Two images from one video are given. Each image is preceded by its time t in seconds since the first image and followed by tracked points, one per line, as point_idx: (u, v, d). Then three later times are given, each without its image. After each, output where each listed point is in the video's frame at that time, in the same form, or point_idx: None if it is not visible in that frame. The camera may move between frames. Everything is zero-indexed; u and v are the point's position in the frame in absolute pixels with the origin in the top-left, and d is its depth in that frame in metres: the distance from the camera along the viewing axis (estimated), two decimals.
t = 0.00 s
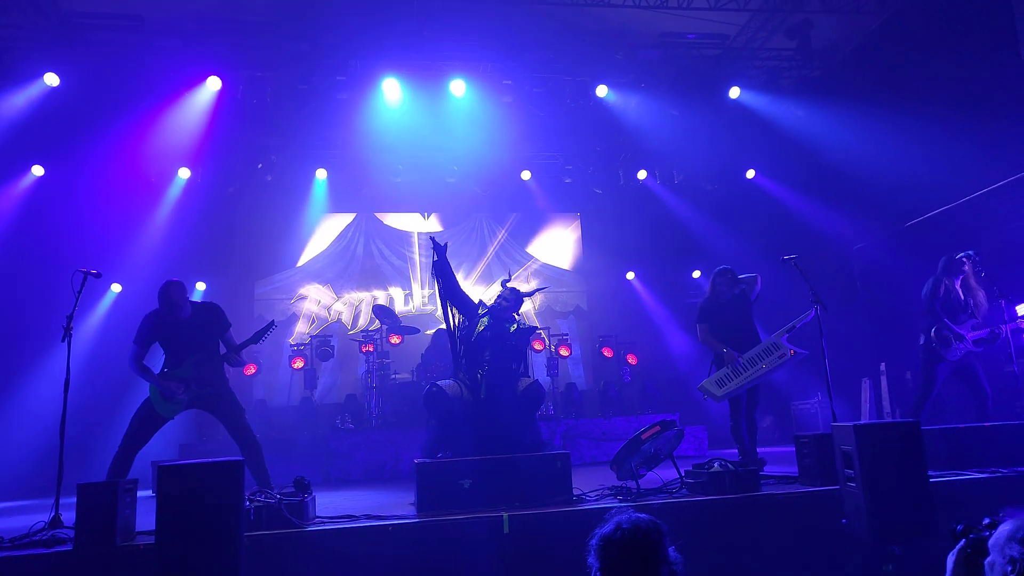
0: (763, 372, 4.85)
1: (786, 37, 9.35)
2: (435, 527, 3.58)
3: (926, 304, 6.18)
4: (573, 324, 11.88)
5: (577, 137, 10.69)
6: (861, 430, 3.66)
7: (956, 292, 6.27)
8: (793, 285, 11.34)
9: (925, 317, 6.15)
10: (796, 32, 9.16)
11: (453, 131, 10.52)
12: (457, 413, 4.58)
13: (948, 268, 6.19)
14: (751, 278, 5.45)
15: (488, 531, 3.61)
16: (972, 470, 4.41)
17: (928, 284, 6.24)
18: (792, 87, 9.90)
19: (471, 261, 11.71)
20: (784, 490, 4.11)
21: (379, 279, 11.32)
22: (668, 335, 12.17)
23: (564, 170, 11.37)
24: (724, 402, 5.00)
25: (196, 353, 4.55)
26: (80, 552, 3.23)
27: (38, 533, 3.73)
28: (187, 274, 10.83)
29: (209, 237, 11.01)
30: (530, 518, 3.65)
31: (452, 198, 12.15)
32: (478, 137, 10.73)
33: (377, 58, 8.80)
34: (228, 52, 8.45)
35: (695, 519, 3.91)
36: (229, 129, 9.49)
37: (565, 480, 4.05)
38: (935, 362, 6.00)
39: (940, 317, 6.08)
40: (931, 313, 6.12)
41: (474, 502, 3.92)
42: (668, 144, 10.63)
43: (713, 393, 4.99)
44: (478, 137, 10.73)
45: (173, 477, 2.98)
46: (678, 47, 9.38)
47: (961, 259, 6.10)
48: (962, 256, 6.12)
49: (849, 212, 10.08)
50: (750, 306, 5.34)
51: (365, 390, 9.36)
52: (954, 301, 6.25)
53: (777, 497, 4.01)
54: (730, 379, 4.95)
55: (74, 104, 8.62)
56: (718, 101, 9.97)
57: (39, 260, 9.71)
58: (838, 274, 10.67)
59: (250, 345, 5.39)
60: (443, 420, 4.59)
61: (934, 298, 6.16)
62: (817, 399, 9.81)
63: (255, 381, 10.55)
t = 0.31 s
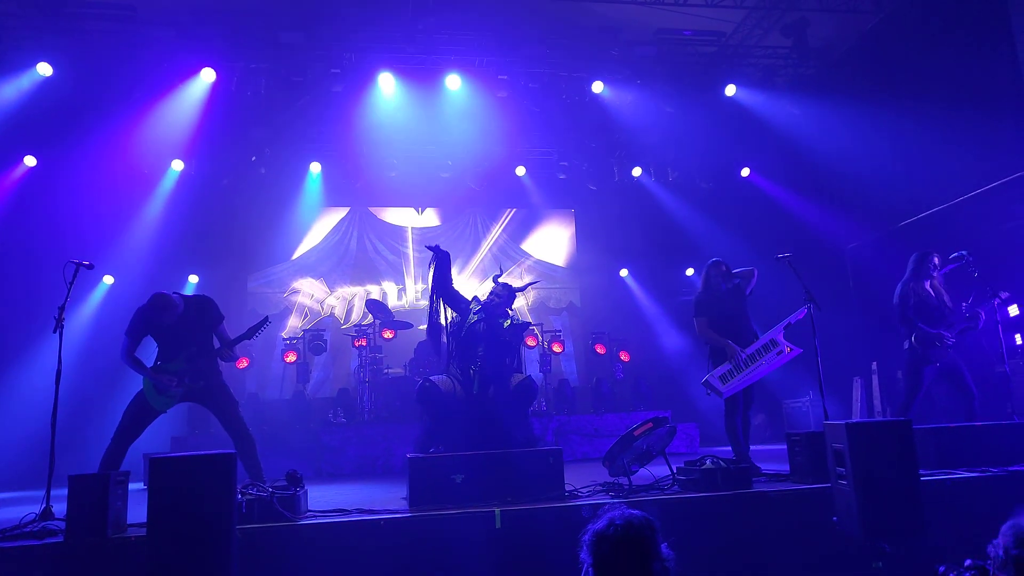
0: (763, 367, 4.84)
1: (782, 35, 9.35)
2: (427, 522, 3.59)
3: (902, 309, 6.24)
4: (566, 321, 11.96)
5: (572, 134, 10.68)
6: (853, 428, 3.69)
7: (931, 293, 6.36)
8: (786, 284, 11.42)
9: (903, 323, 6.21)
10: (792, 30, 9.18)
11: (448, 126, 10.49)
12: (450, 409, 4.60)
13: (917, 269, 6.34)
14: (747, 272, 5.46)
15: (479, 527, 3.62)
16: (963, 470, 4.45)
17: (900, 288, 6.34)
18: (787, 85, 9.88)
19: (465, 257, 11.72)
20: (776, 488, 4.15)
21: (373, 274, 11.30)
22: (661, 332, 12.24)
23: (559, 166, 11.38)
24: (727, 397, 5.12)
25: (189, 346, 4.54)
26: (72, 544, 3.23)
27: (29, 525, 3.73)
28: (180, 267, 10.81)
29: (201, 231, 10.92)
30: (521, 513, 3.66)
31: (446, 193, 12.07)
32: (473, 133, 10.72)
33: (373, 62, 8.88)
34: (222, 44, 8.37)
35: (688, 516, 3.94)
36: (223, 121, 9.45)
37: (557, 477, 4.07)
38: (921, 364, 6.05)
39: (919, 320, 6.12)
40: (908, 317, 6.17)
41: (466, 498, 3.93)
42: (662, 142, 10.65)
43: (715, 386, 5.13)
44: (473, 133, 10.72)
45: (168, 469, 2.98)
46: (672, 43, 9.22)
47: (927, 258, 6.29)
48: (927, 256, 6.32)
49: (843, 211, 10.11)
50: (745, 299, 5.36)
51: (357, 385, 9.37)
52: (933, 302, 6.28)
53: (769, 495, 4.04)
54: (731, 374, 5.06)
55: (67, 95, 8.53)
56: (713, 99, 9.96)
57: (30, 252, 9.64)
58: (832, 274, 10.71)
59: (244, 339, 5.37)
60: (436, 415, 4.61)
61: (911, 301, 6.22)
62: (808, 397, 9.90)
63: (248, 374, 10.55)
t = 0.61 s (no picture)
0: (762, 362, 4.98)
1: (772, 31, 9.36)
2: (422, 521, 3.61)
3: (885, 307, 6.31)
4: (558, 319, 11.97)
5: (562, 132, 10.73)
6: (845, 424, 3.74)
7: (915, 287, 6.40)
8: (777, 280, 11.51)
9: (887, 321, 6.28)
10: (782, 27, 9.20)
11: (439, 127, 10.52)
12: (444, 408, 4.61)
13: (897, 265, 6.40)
14: (741, 268, 5.50)
15: (474, 525, 3.65)
16: (955, 466, 4.51)
17: (883, 285, 6.41)
18: (776, 82, 9.90)
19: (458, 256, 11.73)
20: (769, 484, 4.20)
21: (366, 274, 11.29)
22: (654, 330, 12.30)
23: (550, 165, 11.47)
24: (726, 397, 5.13)
25: (183, 347, 4.54)
26: (66, 545, 3.24)
27: (24, 526, 3.74)
28: (173, 268, 10.77)
29: (194, 231, 10.94)
30: (517, 512, 3.69)
31: (438, 192, 12.08)
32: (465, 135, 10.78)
33: (365, 71, 8.97)
34: (212, 44, 8.32)
35: (682, 513, 3.98)
36: (215, 123, 9.45)
37: (551, 476, 4.10)
38: (908, 360, 6.12)
39: (903, 318, 6.20)
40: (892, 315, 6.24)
41: (461, 497, 3.96)
42: (653, 139, 10.71)
43: (715, 388, 5.13)
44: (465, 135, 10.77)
45: (165, 469, 3.00)
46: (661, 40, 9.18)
47: (906, 254, 6.37)
48: (906, 252, 6.40)
49: (834, 208, 10.17)
50: (738, 293, 5.42)
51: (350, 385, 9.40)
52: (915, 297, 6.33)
53: (762, 492, 4.08)
54: (729, 373, 5.07)
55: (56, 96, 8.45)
56: (703, 96, 10.02)
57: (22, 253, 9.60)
58: (823, 271, 10.78)
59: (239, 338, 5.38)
60: (430, 415, 4.63)
61: (895, 298, 6.28)
62: (801, 394, 10.01)
63: (240, 374, 10.52)
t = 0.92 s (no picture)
0: (781, 348, 4.97)
1: (797, 12, 9.07)
2: (435, 498, 3.63)
3: (909, 295, 6.14)
4: (573, 303, 11.85)
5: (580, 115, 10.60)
6: (862, 410, 3.70)
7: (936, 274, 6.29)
8: (795, 266, 11.38)
9: (910, 308, 6.15)
10: (808, 5, 8.89)
11: (454, 109, 10.44)
12: (457, 386, 4.61)
13: (921, 252, 6.18)
14: (768, 249, 5.34)
15: (487, 502, 3.67)
16: (975, 454, 4.46)
17: (907, 273, 6.22)
18: (801, 63, 9.55)
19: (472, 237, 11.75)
20: (783, 468, 4.16)
21: (380, 253, 11.37)
22: (669, 315, 12.26)
23: (567, 148, 11.36)
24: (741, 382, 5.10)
25: (200, 321, 4.57)
26: (88, 511, 3.30)
27: (46, 491, 3.83)
28: (190, 245, 10.85)
29: (210, 210, 10.97)
30: (529, 489, 3.71)
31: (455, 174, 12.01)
32: (482, 118, 10.68)
33: (382, 49, 8.91)
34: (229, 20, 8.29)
35: (696, 494, 3.97)
36: (230, 101, 9.46)
37: (563, 457, 4.08)
38: (930, 348, 6.01)
39: (926, 306, 6.07)
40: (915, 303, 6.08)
41: (474, 474, 3.97)
42: (672, 122, 10.60)
43: (731, 372, 5.08)
44: (481, 117, 10.68)
45: (183, 439, 3.03)
46: (683, 19, 9.08)
47: (931, 242, 6.14)
48: (931, 239, 6.18)
49: (857, 192, 9.99)
50: (762, 277, 5.34)
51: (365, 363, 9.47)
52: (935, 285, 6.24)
53: (776, 476, 4.05)
54: (747, 358, 5.04)
55: (73, 72, 8.42)
56: (725, 78, 9.77)
57: (39, 227, 9.62)
58: (842, 256, 10.61)
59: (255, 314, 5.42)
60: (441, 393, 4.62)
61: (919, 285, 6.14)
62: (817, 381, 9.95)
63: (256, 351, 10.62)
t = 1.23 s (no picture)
0: (800, 327, 4.83)
1: None
2: (440, 465, 3.65)
3: (925, 278, 6.08)
4: (583, 279, 11.75)
5: (595, 86, 10.45)
6: (873, 392, 3.66)
7: (955, 259, 6.18)
8: (808, 247, 11.25)
9: (925, 293, 6.09)
10: None
11: (471, 78, 10.29)
12: (465, 355, 4.62)
13: (943, 237, 6.08)
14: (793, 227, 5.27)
15: (492, 472, 3.69)
16: (984, 441, 4.42)
17: (926, 257, 6.15)
18: (822, 43, 9.36)
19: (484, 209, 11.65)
20: (790, 449, 4.15)
21: (391, 224, 11.26)
22: (679, 293, 12.11)
23: (583, 121, 11.24)
24: (756, 360, 5.01)
25: (210, 284, 4.57)
26: (96, 468, 3.33)
27: (57, 449, 3.88)
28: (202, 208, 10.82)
29: (222, 172, 10.95)
30: (535, 461, 3.72)
31: (468, 143, 11.90)
32: (498, 88, 10.55)
33: (400, 13, 8.79)
34: None
35: (701, 470, 3.97)
36: (245, 60, 9.43)
37: (568, 430, 4.08)
38: (940, 334, 5.94)
39: (941, 290, 5.98)
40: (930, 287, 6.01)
41: (481, 444, 3.98)
42: (691, 98, 10.40)
43: (745, 349, 5.01)
44: (497, 88, 10.54)
45: (190, 399, 3.04)
46: None
47: (954, 228, 6.03)
48: (955, 224, 6.06)
49: (876, 174, 9.82)
50: (787, 256, 5.25)
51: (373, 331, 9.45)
52: (953, 271, 6.14)
53: (782, 456, 4.04)
54: (764, 336, 4.97)
55: (86, 30, 8.29)
56: (746, 56, 9.56)
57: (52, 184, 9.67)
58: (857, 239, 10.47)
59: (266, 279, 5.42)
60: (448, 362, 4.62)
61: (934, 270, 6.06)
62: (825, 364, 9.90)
63: (265, 317, 10.67)
